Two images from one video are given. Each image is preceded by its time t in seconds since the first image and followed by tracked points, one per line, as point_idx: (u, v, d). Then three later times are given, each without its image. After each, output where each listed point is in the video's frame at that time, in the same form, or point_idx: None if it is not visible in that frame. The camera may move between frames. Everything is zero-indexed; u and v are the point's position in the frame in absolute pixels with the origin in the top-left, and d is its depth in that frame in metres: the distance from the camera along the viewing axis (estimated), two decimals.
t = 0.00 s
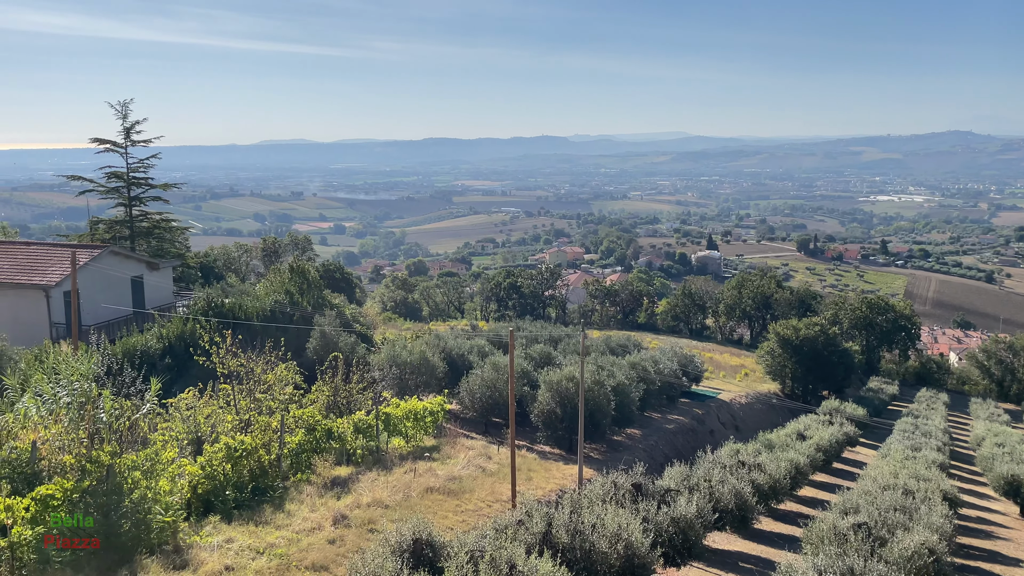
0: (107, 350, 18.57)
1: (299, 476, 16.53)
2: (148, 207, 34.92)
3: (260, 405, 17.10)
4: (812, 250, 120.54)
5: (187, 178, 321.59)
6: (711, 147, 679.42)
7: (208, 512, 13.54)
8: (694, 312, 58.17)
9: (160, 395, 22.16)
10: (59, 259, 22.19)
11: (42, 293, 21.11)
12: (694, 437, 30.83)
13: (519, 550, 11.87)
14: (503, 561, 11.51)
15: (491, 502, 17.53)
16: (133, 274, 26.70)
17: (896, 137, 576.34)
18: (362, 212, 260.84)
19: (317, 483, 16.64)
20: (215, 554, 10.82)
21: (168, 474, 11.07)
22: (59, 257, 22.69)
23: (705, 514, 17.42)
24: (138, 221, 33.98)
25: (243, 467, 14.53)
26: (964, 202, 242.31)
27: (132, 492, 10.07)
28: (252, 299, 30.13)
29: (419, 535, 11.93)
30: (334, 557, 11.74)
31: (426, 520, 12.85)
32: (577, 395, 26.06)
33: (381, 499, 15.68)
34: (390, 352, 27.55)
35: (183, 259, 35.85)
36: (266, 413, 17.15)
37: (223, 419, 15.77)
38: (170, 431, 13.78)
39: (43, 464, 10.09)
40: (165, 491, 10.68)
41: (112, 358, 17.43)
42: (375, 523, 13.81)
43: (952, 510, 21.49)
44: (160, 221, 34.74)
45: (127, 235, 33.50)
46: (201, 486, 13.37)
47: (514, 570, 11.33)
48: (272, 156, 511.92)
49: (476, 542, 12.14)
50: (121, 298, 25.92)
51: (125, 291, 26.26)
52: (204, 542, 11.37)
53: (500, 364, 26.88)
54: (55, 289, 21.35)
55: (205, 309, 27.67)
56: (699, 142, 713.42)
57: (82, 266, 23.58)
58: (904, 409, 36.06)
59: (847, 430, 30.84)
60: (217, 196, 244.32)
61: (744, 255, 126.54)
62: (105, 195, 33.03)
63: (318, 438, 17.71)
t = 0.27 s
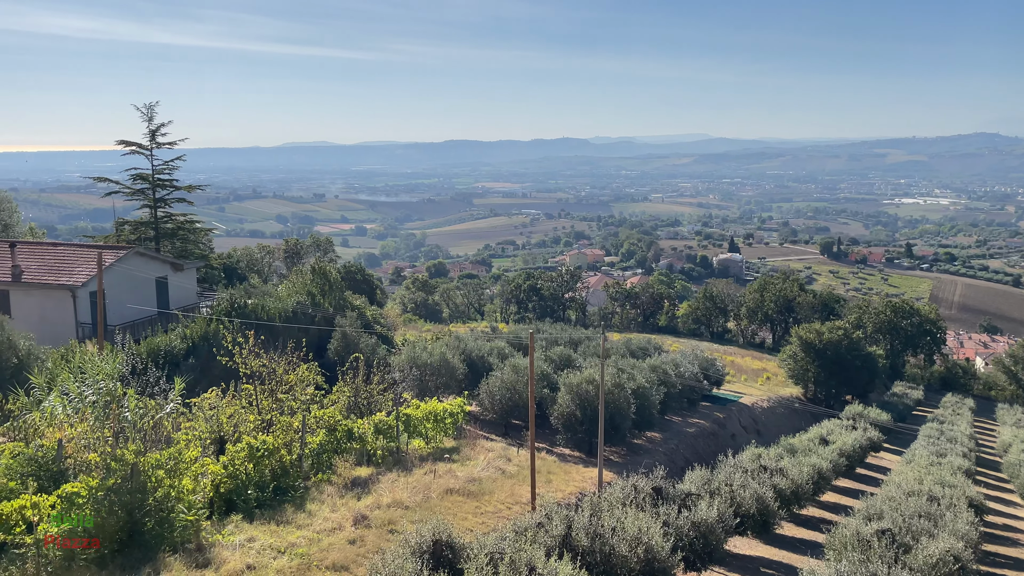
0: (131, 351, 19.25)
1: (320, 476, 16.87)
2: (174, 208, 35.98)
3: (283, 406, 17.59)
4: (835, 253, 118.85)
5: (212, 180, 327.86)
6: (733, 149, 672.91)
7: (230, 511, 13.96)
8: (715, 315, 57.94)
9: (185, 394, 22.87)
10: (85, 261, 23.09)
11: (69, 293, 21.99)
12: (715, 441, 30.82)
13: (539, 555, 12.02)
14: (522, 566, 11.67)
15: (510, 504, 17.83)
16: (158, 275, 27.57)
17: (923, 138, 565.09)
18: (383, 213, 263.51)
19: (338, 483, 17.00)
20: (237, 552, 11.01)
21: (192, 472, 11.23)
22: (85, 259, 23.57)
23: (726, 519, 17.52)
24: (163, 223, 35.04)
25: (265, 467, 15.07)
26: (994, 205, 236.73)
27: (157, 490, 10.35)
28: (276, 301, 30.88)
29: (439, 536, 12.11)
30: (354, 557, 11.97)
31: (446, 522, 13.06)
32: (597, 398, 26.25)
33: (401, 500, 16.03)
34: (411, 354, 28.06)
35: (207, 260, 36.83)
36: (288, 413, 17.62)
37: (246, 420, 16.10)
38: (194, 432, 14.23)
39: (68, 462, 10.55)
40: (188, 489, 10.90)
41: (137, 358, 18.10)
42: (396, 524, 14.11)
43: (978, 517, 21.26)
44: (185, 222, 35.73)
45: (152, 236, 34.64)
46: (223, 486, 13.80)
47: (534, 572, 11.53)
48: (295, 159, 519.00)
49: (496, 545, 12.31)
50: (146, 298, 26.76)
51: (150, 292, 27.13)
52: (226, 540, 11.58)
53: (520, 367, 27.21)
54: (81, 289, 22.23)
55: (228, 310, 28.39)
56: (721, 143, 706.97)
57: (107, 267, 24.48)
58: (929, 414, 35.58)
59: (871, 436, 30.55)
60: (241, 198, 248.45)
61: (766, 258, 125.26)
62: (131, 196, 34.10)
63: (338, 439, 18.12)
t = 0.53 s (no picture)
0: (153, 351, 20.09)
1: (341, 477, 17.23)
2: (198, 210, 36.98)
3: (304, 406, 18.06)
4: (859, 257, 116.98)
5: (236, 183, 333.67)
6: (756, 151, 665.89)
7: (250, 510, 14.44)
8: (737, 318, 57.59)
9: (208, 394, 23.65)
10: (112, 262, 23.94)
11: (95, 293, 22.76)
12: (736, 445, 30.74)
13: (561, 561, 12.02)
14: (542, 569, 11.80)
15: (529, 507, 18.05)
16: (183, 276, 28.36)
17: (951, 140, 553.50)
18: (404, 215, 265.89)
19: (359, 483, 17.35)
20: (259, 551, 11.22)
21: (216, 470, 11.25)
22: (111, 260, 24.38)
23: (747, 524, 17.60)
24: (187, 224, 36.03)
25: (287, 466, 15.56)
26: None
27: (180, 489, 10.46)
28: (299, 302, 31.57)
29: (458, 538, 12.39)
30: (374, 558, 12.05)
31: (466, 525, 13.31)
32: (617, 401, 26.40)
33: (421, 502, 16.36)
34: (431, 355, 28.55)
35: (231, 261, 37.76)
36: (309, 413, 18.13)
37: (268, 420, 16.72)
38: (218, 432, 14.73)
39: (92, 462, 10.94)
40: (211, 487, 10.92)
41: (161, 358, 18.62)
42: (415, 525, 14.40)
43: (1005, 525, 20.99)
44: (209, 224, 36.69)
45: (177, 237, 35.65)
46: (245, 486, 14.31)
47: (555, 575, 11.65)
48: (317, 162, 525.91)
49: (516, 547, 12.46)
50: (170, 299, 27.55)
51: (174, 292, 27.92)
52: (248, 540, 11.76)
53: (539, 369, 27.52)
54: (107, 289, 22.98)
55: (250, 311, 29.11)
56: (744, 146, 700.18)
57: (132, 268, 25.28)
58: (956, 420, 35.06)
59: (895, 442, 30.22)
60: (264, 200, 252.53)
61: (789, 262, 123.85)
62: (157, 198, 35.10)
63: (359, 441, 18.57)
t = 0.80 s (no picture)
0: (178, 351, 20.76)
1: (363, 478, 17.77)
2: (222, 212, 38.08)
3: (326, 407, 18.69)
4: (884, 260, 114.89)
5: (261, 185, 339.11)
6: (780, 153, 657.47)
7: (274, 509, 15.06)
8: (760, 322, 57.22)
9: (232, 393, 24.39)
10: (138, 264, 24.86)
11: (122, 293, 23.68)
12: (759, 450, 30.67)
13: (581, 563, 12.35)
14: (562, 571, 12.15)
15: (550, 509, 18.42)
16: (207, 277, 29.29)
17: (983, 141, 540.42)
18: (425, 217, 267.95)
19: (380, 484, 17.84)
20: (281, 551, 11.66)
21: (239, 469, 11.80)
22: (138, 261, 25.39)
23: (770, 529, 17.69)
24: (212, 226, 37.14)
25: (309, 467, 16.11)
26: None
27: (204, 489, 10.98)
28: (322, 303, 32.32)
29: (479, 539, 12.74)
30: (395, 559, 12.43)
31: (487, 526, 13.72)
32: (638, 404, 26.58)
33: (441, 503, 16.84)
34: (452, 357, 29.06)
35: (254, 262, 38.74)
36: (332, 414, 18.72)
37: (290, 420, 17.41)
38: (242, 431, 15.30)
39: (118, 459, 11.11)
40: (234, 487, 11.46)
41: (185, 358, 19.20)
42: (436, 526, 14.80)
43: None
44: (232, 225, 37.73)
45: (201, 238, 36.74)
46: (267, 485, 14.93)
47: None
48: (341, 165, 532.49)
49: (536, 550, 12.82)
50: (194, 300, 28.42)
51: (199, 293, 28.83)
52: (271, 540, 12.23)
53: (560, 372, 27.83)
54: (133, 290, 23.90)
55: (274, 312, 29.87)
56: (768, 148, 692.13)
57: (158, 269, 26.20)
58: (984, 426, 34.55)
59: (921, 448, 29.92)
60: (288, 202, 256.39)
61: (813, 265, 122.24)
62: (182, 200, 36.21)
63: (380, 442, 19.10)
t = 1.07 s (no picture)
0: (204, 351, 21.41)
1: (385, 478, 18.33)
2: (247, 213, 39.26)
3: (348, 407, 19.33)
4: (911, 263, 112.58)
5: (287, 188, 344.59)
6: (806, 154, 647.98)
7: (299, 509, 15.74)
8: (784, 325, 56.74)
9: (258, 393, 25.14)
10: (165, 264, 25.86)
11: (149, 293, 24.66)
12: (783, 455, 30.60)
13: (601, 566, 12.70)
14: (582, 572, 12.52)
15: (572, 512, 18.78)
16: (233, 278, 30.28)
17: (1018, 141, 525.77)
18: (447, 219, 269.88)
19: (402, 485, 18.40)
20: (303, 549, 11.97)
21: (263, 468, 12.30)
22: (164, 262, 26.42)
23: (794, 535, 17.82)
24: (237, 227, 38.31)
25: (332, 467, 16.76)
26: None
27: (227, 487, 11.55)
28: (346, 305, 33.12)
29: (501, 540, 13.18)
30: (417, 559, 12.69)
31: (507, 528, 14.16)
32: (661, 407, 26.77)
33: (463, 504, 17.37)
34: (474, 359, 29.57)
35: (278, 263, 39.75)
36: (354, 414, 19.34)
37: (313, 420, 17.94)
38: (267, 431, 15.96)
39: (145, 458, 11.24)
40: (258, 487, 12.02)
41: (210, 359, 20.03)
42: (457, 528, 15.25)
43: None
44: (257, 227, 38.86)
45: (227, 239, 37.90)
46: (292, 485, 15.63)
47: None
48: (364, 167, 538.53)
49: (557, 552, 13.18)
50: (220, 300, 29.40)
51: (225, 294, 29.82)
52: (294, 538, 12.58)
53: (582, 375, 28.09)
54: (159, 290, 24.87)
55: (299, 313, 30.70)
56: (793, 150, 682.77)
57: (185, 270, 27.22)
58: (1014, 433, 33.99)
59: (948, 454, 29.59)
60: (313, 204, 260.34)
61: (838, 268, 120.46)
62: (209, 202, 37.38)
63: (403, 442, 19.65)
